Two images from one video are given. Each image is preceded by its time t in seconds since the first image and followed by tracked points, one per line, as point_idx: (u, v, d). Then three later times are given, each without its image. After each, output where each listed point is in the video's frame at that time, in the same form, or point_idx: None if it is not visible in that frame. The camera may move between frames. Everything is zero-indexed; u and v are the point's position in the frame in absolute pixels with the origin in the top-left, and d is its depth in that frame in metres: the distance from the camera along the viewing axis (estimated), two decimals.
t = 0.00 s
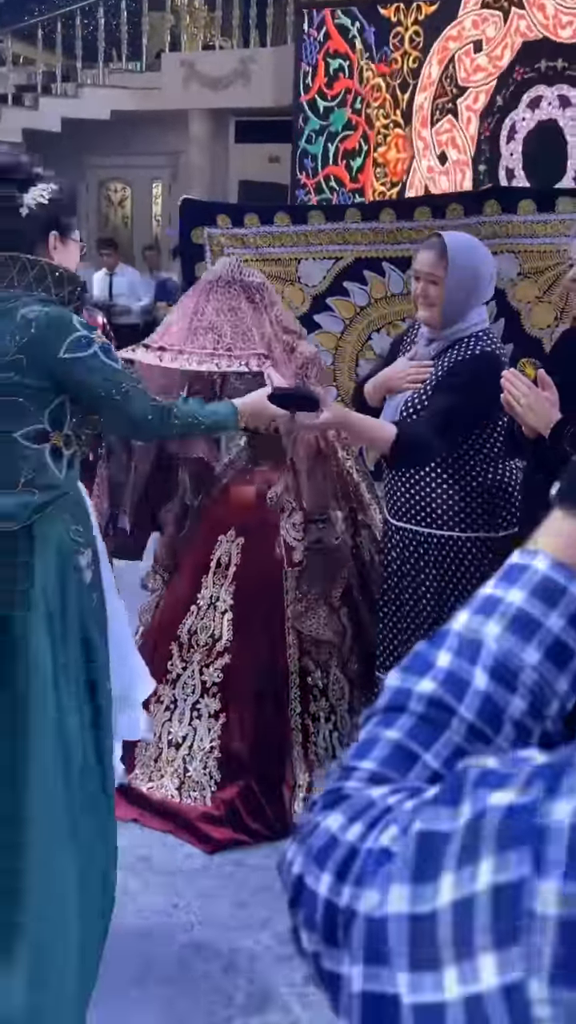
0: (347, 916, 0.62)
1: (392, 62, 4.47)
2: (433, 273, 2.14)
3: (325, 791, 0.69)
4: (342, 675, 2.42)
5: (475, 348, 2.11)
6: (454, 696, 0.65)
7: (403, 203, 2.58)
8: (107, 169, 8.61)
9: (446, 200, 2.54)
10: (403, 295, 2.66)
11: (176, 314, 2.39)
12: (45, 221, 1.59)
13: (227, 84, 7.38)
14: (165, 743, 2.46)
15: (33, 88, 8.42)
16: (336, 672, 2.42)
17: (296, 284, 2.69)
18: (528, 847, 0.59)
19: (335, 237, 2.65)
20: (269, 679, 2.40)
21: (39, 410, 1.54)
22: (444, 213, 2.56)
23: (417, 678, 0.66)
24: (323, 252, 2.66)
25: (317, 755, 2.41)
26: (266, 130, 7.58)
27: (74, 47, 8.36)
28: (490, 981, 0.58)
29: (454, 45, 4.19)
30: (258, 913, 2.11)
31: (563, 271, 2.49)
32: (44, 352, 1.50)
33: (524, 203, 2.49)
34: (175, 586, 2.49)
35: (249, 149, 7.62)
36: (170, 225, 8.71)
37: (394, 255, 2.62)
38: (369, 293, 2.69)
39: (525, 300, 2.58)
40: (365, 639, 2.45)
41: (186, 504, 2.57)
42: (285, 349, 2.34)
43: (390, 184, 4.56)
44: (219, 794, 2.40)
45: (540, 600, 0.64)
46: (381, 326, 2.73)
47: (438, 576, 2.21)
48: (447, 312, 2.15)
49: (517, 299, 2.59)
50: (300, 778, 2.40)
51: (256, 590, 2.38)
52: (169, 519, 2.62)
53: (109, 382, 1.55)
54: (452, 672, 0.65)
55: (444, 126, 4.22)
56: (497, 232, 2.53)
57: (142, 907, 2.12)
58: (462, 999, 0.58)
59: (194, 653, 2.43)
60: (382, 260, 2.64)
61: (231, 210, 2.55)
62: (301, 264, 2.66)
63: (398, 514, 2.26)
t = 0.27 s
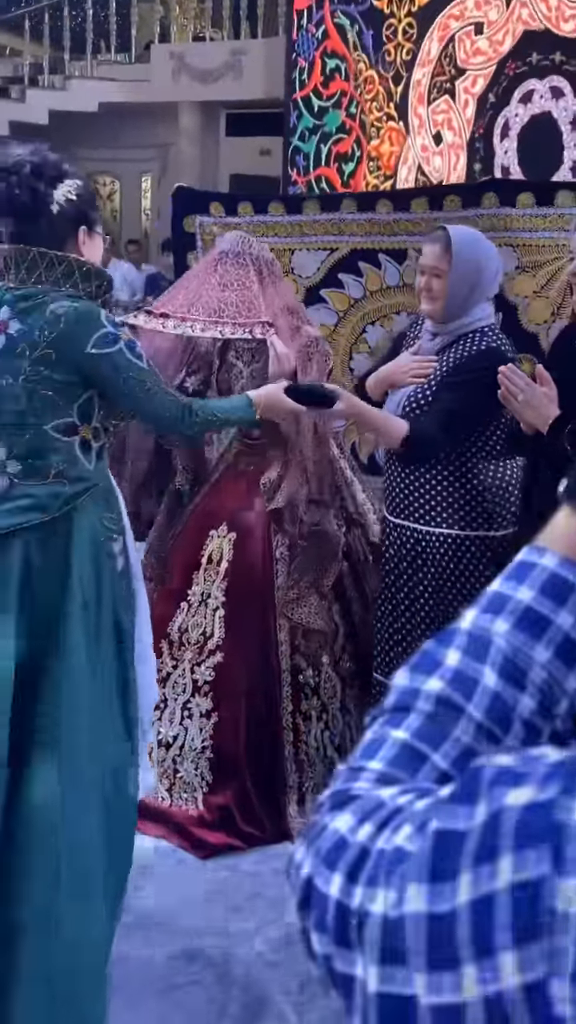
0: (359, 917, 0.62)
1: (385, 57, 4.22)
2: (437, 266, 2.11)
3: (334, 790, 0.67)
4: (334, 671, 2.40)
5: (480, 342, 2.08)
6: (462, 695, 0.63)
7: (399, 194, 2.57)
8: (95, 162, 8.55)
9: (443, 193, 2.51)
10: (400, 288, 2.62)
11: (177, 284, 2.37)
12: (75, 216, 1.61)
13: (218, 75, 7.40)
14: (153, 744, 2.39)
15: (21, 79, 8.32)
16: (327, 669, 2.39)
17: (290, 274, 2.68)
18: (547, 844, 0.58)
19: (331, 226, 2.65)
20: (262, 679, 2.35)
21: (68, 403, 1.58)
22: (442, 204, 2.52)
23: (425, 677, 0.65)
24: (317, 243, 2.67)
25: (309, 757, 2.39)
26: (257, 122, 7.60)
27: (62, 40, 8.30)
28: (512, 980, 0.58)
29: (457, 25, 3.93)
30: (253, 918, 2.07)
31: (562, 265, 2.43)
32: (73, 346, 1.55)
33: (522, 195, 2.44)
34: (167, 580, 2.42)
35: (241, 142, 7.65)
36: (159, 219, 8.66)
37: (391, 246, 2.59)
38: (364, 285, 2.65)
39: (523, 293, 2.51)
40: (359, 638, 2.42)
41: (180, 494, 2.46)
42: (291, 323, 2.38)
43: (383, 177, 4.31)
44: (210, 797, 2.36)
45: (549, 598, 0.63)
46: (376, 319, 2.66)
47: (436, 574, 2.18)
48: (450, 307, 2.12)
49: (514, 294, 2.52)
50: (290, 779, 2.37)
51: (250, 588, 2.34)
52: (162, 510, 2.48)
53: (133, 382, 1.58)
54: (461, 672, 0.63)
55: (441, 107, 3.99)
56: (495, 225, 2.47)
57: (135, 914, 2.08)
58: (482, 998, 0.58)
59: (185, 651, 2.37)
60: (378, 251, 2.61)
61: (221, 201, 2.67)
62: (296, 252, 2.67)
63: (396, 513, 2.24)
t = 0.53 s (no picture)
0: (368, 920, 0.59)
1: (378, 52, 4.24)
2: (440, 262, 2.08)
3: (339, 792, 0.64)
4: (326, 672, 2.36)
5: (489, 339, 2.08)
6: (468, 696, 0.60)
7: (395, 190, 2.53)
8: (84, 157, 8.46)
9: (438, 189, 2.47)
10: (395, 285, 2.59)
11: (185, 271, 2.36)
12: (99, 215, 1.63)
13: (209, 70, 7.36)
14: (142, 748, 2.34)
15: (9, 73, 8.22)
16: (320, 670, 2.36)
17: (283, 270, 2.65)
18: (563, 845, 0.56)
19: (325, 221, 2.62)
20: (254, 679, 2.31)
21: (92, 396, 1.58)
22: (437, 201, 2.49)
23: (432, 678, 0.61)
24: (311, 239, 2.63)
25: (301, 759, 2.35)
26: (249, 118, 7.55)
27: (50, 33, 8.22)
28: (526, 979, 0.54)
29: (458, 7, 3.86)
30: (247, 927, 2.03)
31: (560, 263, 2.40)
32: (97, 340, 1.55)
33: (519, 193, 2.40)
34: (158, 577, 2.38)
35: (232, 138, 7.60)
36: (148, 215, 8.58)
37: (386, 243, 2.56)
38: (359, 283, 2.62)
39: (519, 292, 2.47)
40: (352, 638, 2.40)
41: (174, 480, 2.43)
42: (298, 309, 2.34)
43: (376, 174, 4.29)
44: (202, 801, 2.31)
45: (556, 598, 0.60)
46: (371, 316, 2.63)
47: (438, 571, 2.16)
48: (455, 305, 2.10)
49: (511, 291, 2.48)
50: (283, 783, 2.32)
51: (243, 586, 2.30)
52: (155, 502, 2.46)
53: (154, 381, 1.58)
54: (467, 673, 0.60)
55: (438, 89, 3.94)
56: (491, 222, 2.44)
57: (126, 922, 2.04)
58: (496, 1000, 0.55)
59: (175, 651, 2.32)
60: (373, 248, 2.58)
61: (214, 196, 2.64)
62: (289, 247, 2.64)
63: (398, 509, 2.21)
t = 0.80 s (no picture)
0: (382, 927, 0.56)
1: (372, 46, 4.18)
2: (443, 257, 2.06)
3: (350, 797, 0.61)
4: (321, 677, 2.25)
5: (500, 335, 2.05)
6: (480, 699, 0.57)
7: (390, 187, 2.50)
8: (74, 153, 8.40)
9: (434, 186, 2.44)
10: (389, 284, 2.55)
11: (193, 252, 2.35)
12: (112, 216, 1.70)
13: (200, 65, 7.34)
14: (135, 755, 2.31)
15: None
16: (314, 672, 2.25)
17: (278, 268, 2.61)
18: None
19: (319, 218, 2.58)
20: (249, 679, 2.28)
21: (107, 391, 1.66)
22: (434, 198, 2.46)
23: (442, 682, 0.58)
24: (305, 237, 2.60)
25: (296, 764, 2.25)
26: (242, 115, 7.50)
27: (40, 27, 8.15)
28: (549, 983, 0.52)
29: None
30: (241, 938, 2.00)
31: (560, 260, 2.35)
32: (112, 334, 1.64)
33: (518, 190, 2.36)
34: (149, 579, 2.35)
35: (225, 138, 7.48)
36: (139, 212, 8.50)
37: (381, 241, 2.53)
38: (353, 281, 2.58)
39: (518, 291, 2.41)
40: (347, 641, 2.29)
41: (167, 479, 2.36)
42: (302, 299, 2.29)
43: (371, 170, 4.25)
44: (196, 808, 2.28)
45: (568, 599, 0.56)
46: (366, 315, 2.59)
47: (437, 565, 2.11)
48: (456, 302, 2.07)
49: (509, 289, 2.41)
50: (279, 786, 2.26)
51: (236, 586, 2.27)
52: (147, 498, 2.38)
53: (158, 378, 1.67)
54: (477, 677, 0.57)
55: (437, 74, 3.85)
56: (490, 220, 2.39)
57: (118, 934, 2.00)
58: (515, 1006, 0.52)
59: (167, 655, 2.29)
60: (368, 246, 2.55)
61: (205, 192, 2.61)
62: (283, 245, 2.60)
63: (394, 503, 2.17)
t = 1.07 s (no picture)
0: (393, 938, 0.52)
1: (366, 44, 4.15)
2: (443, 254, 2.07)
3: (356, 806, 0.57)
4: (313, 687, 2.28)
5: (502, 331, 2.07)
6: (489, 706, 0.55)
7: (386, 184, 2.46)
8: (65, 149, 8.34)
9: (432, 184, 2.41)
10: (385, 283, 2.52)
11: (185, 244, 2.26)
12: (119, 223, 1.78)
13: (192, 61, 7.32)
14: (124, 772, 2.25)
15: None
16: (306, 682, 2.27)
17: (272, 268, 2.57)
18: None
19: (314, 217, 2.54)
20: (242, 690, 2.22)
21: (118, 380, 1.61)
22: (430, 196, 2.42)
23: (450, 689, 0.56)
24: (300, 236, 2.56)
25: (289, 775, 2.24)
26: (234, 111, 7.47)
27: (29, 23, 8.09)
28: (565, 997, 0.49)
29: None
30: (237, 949, 1.96)
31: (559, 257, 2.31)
32: (129, 323, 1.60)
33: (515, 187, 2.33)
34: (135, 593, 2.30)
35: (216, 132, 7.54)
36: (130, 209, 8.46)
37: (378, 240, 2.50)
38: (348, 280, 2.55)
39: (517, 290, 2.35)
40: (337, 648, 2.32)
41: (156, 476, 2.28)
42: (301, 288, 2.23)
43: (364, 169, 4.21)
44: (189, 824, 2.23)
45: None
46: (360, 316, 2.55)
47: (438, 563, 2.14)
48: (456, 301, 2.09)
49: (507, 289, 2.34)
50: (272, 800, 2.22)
51: (226, 595, 2.23)
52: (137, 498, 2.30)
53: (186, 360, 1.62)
54: (486, 684, 0.55)
55: (436, 58, 3.75)
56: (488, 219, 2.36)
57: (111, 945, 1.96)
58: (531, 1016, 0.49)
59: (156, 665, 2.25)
60: (364, 244, 2.51)
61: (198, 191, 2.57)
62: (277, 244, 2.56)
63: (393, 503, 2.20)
